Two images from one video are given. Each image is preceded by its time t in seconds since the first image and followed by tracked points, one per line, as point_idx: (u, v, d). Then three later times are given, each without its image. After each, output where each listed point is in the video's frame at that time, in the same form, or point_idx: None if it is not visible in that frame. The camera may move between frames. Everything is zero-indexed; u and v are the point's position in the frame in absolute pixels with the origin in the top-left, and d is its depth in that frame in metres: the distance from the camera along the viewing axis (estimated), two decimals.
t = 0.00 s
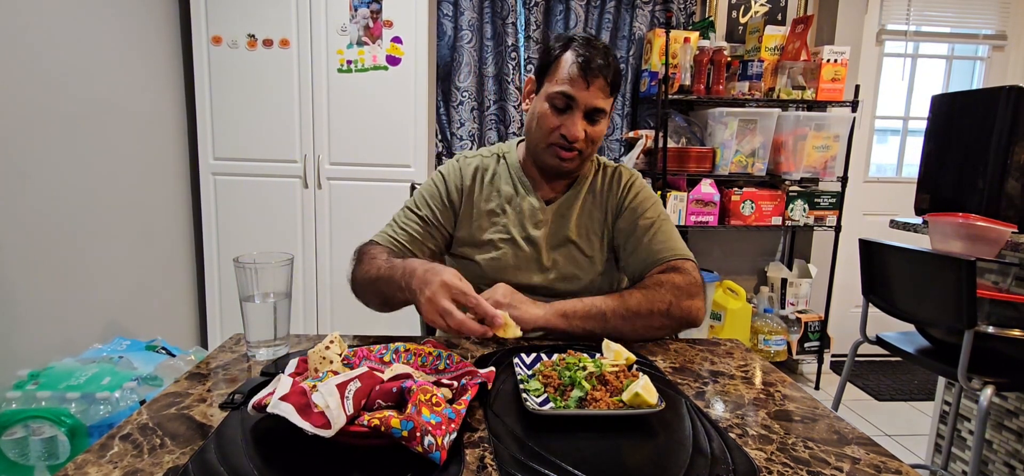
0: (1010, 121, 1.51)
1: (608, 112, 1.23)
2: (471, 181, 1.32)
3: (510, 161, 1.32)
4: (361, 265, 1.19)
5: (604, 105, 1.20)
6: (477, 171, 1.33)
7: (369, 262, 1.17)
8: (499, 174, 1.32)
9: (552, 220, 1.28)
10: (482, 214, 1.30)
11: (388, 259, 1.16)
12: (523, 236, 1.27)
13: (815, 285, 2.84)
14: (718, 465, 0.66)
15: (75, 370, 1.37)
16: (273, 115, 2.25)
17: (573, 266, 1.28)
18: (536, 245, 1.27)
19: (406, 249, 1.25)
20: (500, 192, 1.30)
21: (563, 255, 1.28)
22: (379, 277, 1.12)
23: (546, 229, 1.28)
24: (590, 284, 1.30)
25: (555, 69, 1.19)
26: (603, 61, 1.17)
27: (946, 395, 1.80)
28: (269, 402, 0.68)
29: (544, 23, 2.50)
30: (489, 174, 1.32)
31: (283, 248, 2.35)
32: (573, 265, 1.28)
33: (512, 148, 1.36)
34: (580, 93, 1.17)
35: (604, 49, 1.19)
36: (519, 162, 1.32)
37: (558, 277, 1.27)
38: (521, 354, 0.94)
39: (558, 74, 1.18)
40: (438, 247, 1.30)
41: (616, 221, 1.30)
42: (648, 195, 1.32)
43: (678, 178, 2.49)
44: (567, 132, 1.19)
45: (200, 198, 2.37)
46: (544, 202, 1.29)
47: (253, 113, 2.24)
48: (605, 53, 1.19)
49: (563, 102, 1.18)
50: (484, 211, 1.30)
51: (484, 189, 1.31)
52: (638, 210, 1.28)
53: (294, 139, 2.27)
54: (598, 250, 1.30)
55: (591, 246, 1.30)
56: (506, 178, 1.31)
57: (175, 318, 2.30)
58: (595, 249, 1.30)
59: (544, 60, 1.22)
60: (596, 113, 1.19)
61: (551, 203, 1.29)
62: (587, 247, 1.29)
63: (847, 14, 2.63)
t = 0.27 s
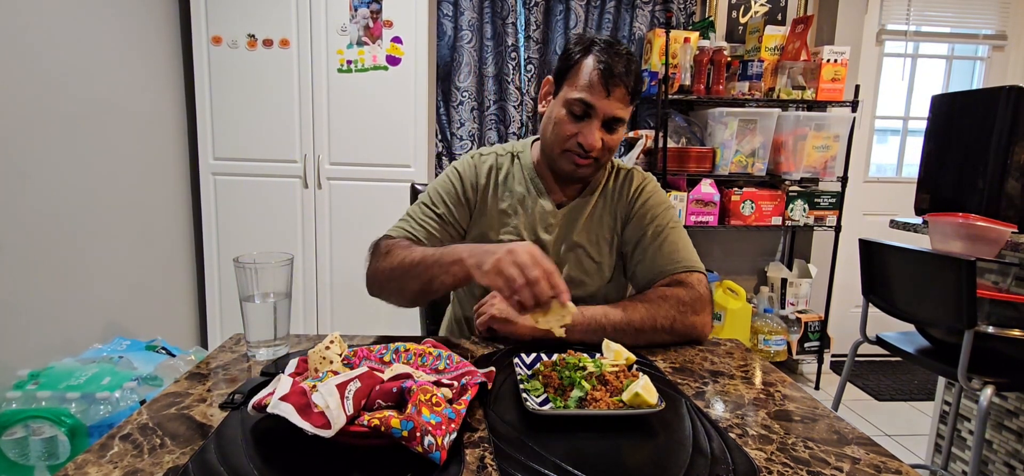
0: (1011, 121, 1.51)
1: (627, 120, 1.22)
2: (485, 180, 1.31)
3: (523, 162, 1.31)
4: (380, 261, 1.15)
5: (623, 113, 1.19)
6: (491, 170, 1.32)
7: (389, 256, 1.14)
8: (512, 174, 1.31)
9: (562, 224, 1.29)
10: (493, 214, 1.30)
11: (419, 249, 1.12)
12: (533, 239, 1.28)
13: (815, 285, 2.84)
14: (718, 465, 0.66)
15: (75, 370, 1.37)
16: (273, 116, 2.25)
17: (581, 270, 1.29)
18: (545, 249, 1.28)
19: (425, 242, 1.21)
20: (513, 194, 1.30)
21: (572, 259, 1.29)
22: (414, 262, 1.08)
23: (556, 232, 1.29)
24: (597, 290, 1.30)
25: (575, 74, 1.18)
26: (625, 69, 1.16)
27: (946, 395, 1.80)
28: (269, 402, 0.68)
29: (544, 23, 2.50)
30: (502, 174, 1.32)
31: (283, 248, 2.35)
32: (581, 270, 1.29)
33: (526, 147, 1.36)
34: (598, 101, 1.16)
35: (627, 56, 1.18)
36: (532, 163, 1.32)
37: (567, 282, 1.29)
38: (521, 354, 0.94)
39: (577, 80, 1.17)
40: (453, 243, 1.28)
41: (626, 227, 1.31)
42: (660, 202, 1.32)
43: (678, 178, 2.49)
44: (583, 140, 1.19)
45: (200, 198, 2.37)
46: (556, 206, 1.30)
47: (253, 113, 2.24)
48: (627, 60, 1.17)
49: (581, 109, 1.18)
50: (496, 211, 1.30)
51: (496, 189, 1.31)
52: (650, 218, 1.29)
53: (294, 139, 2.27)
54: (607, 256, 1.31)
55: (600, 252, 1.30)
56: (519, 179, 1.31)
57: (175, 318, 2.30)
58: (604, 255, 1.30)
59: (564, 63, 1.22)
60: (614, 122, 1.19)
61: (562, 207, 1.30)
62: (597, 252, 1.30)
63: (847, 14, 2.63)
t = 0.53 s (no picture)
0: (1010, 121, 1.51)
1: (639, 123, 1.22)
2: (499, 176, 1.31)
3: (537, 161, 1.31)
4: (409, 249, 1.11)
5: (635, 116, 1.19)
6: (506, 167, 1.32)
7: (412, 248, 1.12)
8: (524, 172, 1.31)
9: (572, 224, 1.29)
10: (504, 213, 1.30)
11: (448, 243, 1.11)
12: (543, 239, 1.29)
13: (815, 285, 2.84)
14: (718, 465, 0.66)
15: (75, 370, 1.38)
16: (273, 116, 2.25)
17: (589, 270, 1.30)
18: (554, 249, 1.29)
19: (448, 233, 1.20)
20: (524, 193, 1.30)
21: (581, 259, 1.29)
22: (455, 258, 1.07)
23: (566, 232, 1.29)
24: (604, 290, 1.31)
25: (589, 75, 1.18)
26: (639, 72, 1.16)
27: (947, 395, 1.80)
28: (268, 402, 0.68)
29: (544, 23, 2.50)
30: (514, 172, 1.32)
31: (283, 248, 2.35)
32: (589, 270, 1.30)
33: (537, 145, 1.36)
34: (612, 102, 1.15)
35: (642, 59, 1.18)
36: (544, 162, 1.32)
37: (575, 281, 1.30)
38: (521, 354, 0.95)
39: (591, 80, 1.17)
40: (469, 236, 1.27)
41: (634, 228, 1.31)
42: (668, 203, 1.32)
43: (678, 178, 2.49)
44: (595, 141, 1.18)
45: (200, 198, 2.37)
46: (566, 207, 1.30)
47: (253, 113, 2.24)
48: (642, 63, 1.17)
49: (594, 110, 1.17)
50: (508, 208, 1.30)
51: (507, 187, 1.31)
52: (658, 219, 1.29)
53: (294, 139, 2.27)
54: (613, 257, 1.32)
55: (607, 253, 1.31)
56: (531, 177, 1.31)
57: (175, 318, 2.30)
58: (611, 256, 1.31)
59: (577, 64, 1.21)
60: (626, 125, 1.19)
61: (573, 208, 1.30)
62: (604, 252, 1.31)
63: (847, 14, 2.63)
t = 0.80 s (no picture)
0: (1010, 121, 1.51)
1: (645, 124, 1.22)
2: (503, 176, 1.31)
3: (542, 161, 1.32)
4: (402, 247, 1.12)
5: (641, 118, 1.19)
6: (509, 166, 1.32)
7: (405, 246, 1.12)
8: (528, 172, 1.32)
9: (576, 224, 1.29)
10: (507, 212, 1.30)
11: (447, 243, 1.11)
12: (546, 239, 1.29)
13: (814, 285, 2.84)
14: (718, 465, 0.66)
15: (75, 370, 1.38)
16: (273, 116, 2.25)
17: (592, 270, 1.29)
18: (558, 249, 1.28)
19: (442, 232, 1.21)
20: (528, 192, 1.30)
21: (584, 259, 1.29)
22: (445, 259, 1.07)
23: (569, 232, 1.29)
24: (607, 290, 1.31)
25: (595, 76, 1.18)
26: (646, 74, 1.16)
27: (947, 395, 1.80)
28: (268, 402, 0.68)
29: (544, 23, 2.50)
30: (518, 171, 1.32)
31: (283, 248, 2.35)
32: (592, 270, 1.29)
33: (542, 146, 1.36)
34: (618, 103, 1.15)
35: (649, 61, 1.18)
36: (549, 162, 1.32)
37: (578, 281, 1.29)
38: (521, 354, 0.95)
39: (597, 81, 1.17)
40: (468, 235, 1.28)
41: (637, 228, 1.31)
42: (671, 204, 1.32)
43: (678, 178, 2.49)
44: (600, 141, 1.18)
45: (200, 198, 2.37)
46: (572, 207, 1.30)
47: (253, 113, 2.24)
48: (649, 65, 1.17)
49: (599, 111, 1.18)
50: (512, 207, 1.30)
51: (511, 187, 1.31)
52: (661, 220, 1.29)
53: (294, 139, 2.27)
54: (617, 257, 1.31)
55: (611, 253, 1.30)
56: (535, 178, 1.31)
57: (175, 318, 2.30)
58: (614, 256, 1.31)
59: (584, 65, 1.22)
60: (632, 126, 1.19)
61: (578, 208, 1.30)
62: (608, 252, 1.30)
63: (847, 14, 2.63)
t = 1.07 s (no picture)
0: (1011, 121, 1.51)
1: (646, 127, 1.22)
2: (503, 176, 1.31)
3: (542, 162, 1.32)
4: (388, 242, 1.14)
5: (643, 121, 1.19)
6: (509, 167, 1.32)
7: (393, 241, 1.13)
8: (529, 173, 1.32)
9: (577, 224, 1.29)
10: (509, 212, 1.30)
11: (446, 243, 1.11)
12: (547, 239, 1.28)
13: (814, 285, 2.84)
14: (718, 465, 0.66)
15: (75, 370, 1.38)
16: (273, 116, 2.25)
17: (592, 270, 1.29)
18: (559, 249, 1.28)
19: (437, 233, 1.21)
20: (529, 193, 1.31)
21: (585, 260, 1.29)
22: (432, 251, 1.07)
23: (570, 232, 1.29)
24: (607, 290, 1.30)
25: (598, 78, 1.18)
26: (649, 76, 1.16)
27: (946, 395, 1.80)
28: (268, 402, 0.68)
29: (544, 23, 2.50)
30: (519, 172, 1.32)
31: (283, 248, 2.35)
32: (593, 270, 1.29)
33: (543, 146, 1.36)
34: (620, 105, 1.15)
35: (652, 63, 1.18)
36: (550, 162, 1.32)
37: (580, 282, 1.29)
38: (521, 354, 0.95)
39: (600, 83, 1.17)
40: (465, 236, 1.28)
41: (638, 228, 1.31)
42: (671, 204, 1.32)
43: (678, 178, 2.49)
44: (602, 143, 1.18)
45: (200, 198, 2.37)
46: (572, 207, 1.30)
47: (253, 114, 2.24)
48: (652, 67, 1.17)
49: (601, 113, 1.17)
50: (512, 208, 1.30)
51: (511, 188, 1.31)
52: (661, 219, 1.29)
53: (294, 139, 2.27)
54: (617, 257, 1.31)
55: (611, 252, 1.30)
56: (536, 178, 1.31)
57: (175, 318, 2.30)
58: (615, 255, 1.31)
59: (587, 66, 1.22)
60: (634, 128, 1.19)
61: (579, 208, 1.30)
62: (608, 252, 1.30)
63: (847, 14, 2.63)
